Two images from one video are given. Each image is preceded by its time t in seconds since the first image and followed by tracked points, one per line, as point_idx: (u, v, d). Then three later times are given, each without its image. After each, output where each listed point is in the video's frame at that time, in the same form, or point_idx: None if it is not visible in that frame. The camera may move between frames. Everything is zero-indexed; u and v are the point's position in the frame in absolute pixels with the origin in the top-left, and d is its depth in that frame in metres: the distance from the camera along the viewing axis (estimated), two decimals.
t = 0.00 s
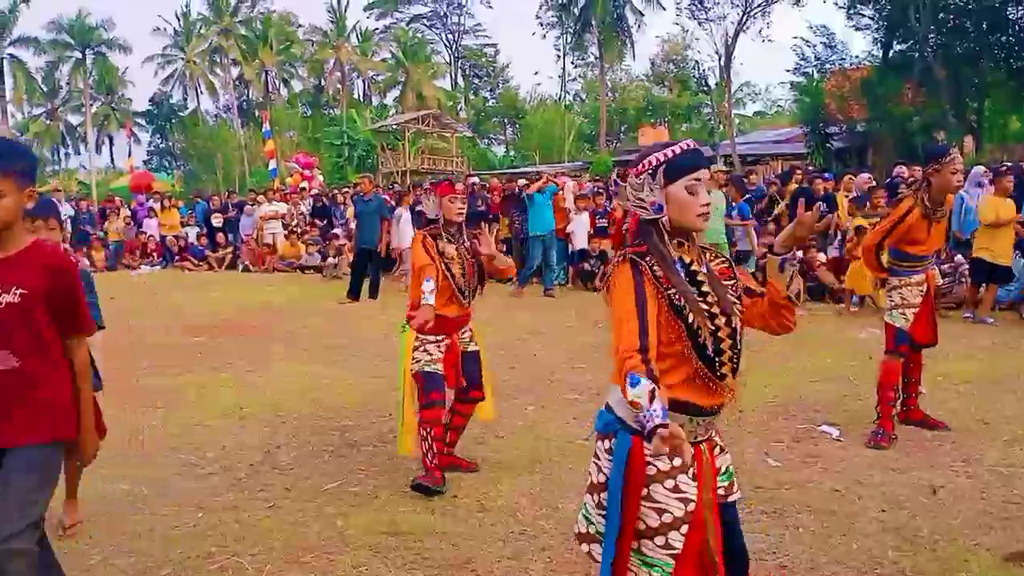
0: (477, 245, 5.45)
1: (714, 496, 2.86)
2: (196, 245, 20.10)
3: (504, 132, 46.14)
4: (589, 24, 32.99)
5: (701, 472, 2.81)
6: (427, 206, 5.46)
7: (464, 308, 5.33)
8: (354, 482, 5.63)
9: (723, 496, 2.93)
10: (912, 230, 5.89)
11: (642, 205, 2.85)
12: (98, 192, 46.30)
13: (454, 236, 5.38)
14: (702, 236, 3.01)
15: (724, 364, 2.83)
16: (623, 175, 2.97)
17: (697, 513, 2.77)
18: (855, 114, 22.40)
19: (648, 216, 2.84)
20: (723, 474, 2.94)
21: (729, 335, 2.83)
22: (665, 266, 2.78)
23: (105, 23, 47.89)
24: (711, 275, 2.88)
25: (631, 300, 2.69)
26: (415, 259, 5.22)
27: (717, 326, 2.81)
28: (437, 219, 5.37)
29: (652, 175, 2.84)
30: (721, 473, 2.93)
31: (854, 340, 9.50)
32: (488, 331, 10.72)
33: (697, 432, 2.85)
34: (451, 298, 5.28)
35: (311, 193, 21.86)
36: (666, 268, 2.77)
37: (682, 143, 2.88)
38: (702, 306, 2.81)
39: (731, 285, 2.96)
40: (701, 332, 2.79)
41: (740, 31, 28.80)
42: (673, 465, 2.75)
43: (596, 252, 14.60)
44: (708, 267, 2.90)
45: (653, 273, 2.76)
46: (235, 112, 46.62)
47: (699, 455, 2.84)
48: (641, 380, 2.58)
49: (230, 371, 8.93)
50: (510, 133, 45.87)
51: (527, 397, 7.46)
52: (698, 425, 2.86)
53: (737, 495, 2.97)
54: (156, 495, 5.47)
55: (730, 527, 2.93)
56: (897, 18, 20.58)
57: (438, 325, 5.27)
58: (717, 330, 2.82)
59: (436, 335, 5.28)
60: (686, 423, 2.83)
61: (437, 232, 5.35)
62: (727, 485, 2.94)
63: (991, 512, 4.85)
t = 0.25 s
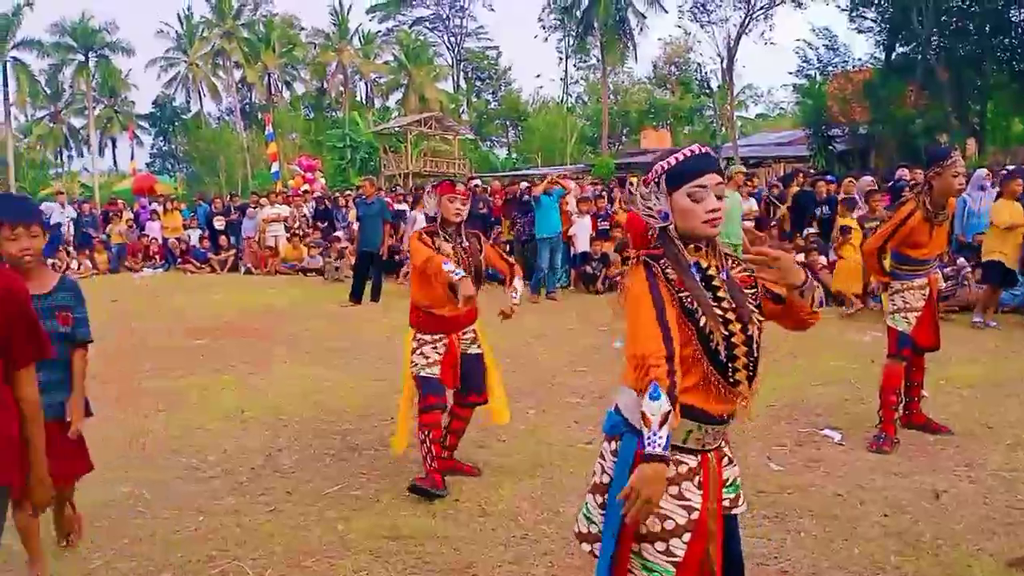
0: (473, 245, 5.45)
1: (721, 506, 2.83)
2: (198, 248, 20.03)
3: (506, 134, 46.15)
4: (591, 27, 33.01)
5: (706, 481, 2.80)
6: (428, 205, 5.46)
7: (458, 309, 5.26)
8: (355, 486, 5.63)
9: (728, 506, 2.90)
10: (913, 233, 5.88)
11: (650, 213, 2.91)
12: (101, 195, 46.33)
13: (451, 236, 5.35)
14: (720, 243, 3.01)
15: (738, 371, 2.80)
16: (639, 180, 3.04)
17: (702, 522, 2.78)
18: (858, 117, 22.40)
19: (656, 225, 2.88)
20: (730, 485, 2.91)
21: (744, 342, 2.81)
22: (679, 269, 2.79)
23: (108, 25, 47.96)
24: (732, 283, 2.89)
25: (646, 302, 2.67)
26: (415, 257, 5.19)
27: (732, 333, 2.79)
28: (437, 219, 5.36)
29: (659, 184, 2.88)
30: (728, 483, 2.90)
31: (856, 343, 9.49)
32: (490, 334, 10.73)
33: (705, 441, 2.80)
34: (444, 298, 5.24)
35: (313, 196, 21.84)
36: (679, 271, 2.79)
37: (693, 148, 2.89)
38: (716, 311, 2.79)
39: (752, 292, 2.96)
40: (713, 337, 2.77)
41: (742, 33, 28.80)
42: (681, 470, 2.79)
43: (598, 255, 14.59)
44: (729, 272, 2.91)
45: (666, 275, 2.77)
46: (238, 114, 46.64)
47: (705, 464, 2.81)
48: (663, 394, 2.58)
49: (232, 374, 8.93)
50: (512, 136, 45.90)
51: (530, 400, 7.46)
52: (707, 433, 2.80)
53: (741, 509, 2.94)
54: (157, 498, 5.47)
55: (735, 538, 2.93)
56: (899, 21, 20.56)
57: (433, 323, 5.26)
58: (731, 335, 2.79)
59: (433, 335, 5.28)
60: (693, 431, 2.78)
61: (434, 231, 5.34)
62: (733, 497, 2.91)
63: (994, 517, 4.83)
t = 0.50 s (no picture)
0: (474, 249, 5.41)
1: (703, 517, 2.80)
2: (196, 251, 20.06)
3: (505, 138, 46.17)
4: (590, 31, 33.05)
5: (686, 493, 2.77)
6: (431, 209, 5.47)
7: (453, 312, 5.30)
8: (353, 490, 5.63)
9: (712, 514, 2.91)
10: (911, 238, 5.88)
11: (642, 217, 2.90)
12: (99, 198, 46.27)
13: (450, 241, 5.32)
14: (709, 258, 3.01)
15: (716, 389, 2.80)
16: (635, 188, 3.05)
17: (683, 533, 2.75)
18: (856, 121, 22.44)
19: (647, 232, 2.88)
20: (713, 492, 2.92)
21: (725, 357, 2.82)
22: (666, 280, 2.79)
23: (107, 29, 47.94)
24: (718, 299, 2.91)
25: (635, 310, 2.66)
26: (414, 263, 5.16)
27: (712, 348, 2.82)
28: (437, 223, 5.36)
29: (656, 193, 2.89)
30: (709, 491, 2.91)
31: (854, 347, 9.50)
32: (488, 338, 10.73)
33: (683, 452, 2.78)
34: (437, 303, 5.26)
35: (312, 199, 21.83)
36: (667, 282, 2.78)
37: (688, 162, 2.89)
38: (698, 326, 2.82)
39: (734, 311, 2.97)
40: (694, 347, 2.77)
41: (740, 37, 28.83)
42: (656, 483, 2.77)
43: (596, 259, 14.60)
44: (714, 290, 2.92)
45: (655, 285, 2.76)
46: (237, 117, 46.61)
47: (683, 474, 2.79)
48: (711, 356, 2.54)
49: (230, 378, 8.93)
50: (511, 139, 45.95)
51: (528, 405, 7.46)
52: (683, 444, 2.78)
53: (730, 512, 2.95)
54: (154, 503, 5.45)
55: (722, 544, 2.91)
56: (898, 25, 20.59)
57: (428, 328, 5.28)
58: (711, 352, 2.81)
59: (427, 339, 5.28)
60: (669, 443, 2.76)
61: (433, 235, 5.33)
62: (718, 502, 2.92)
63: (992, 521, 4.84)
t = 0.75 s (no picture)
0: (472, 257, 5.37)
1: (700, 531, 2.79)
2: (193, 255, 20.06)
3: (501, 141, 46.25)
4: (586, 35, 33.11)
5: (683, 508, 2.76)
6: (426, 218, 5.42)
7: (455, 321, 5.31)
8: (349, 496, 5.62)
9: (712, 528, 2.88)
10: (906, 245, 5.90)
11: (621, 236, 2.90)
12: (95, 202, 46.23)
13: (448, 249, 5.27)
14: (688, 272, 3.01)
15: (702, 403, 2.78)
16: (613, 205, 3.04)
17: (681, 550, 2.72)
18: (851, 126, 22.52)
19: (626, 248, 2.88)
20: (713, 502, 2.90)
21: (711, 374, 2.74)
22: (645, 297, 2.78)
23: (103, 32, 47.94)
24: (698, 314, 2.91)
25: (613, 330, 2.69)
26: (417, 274, 5.10)
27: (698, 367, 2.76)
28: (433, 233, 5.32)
29: (636, 210, 2.88)
30: (708, 502, 2.89)
31: (850, 352, 9.52)
32: (484, 343, 10.74)
33: (677, 468, 2.78)
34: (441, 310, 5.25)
35: (309, 203, 21.84)
36: (646, 299, 2.77)
37: (666, 181, 2.88)
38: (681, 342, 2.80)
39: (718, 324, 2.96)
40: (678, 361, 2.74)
41: (736, 42, 28.91)
42: (653, 499, 2.76)
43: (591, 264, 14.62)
44: (693, 306, 2.93)
45: (634, 304, 2.76)
46: (233, 120, 46.63)
47: (679, 490, 2.78)
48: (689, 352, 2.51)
49: (226, 383, 8.92)
50: (507, 142, 46.04)
51: (524, 410, 7.47)
52: (677, 461, 2.78)
53: (735, 520, 2.92)
54: (149, 509, 5.44)
55: (730, 557, 2.85)
56: (893, 30, 20.65)
57: (421, 338, 5.28)
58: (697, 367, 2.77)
59: (422, 349, 5.29)
60: (663, 460, 2.76)
61: (432, 245, 5.26)
62: (719, 512, 2.90)
63: (987, 528, 4.85)
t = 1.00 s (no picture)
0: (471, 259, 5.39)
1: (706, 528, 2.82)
2: (185, 261, 20.04)
3: (494, 147, 46.31)
4: (578, 41, 33.16)
5: (691, 504, 2.78)
6: (421, 220, 5.43)
7: (455, 322, 5.32)
8: (342, 503, 5.61)
9: (715, 528, 2.94)
10: (899, 250, 5.91)
11: (622, 230, 2.86)
12: (87, 207, 46.11)
13: (446, 252, 5.25)
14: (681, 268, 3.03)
15: (710, 395, 2.75)
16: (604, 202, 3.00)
17: (689, 545, 2.75)
18: (842, 132, 22.63)
19: (628, 242, 2.85)
20: (716, 502, 2.96)
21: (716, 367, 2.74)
22: (646, 294, 2.76)
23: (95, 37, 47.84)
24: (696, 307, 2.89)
25: (619, 332, 2.69)
26: (419, 282, 5.15)
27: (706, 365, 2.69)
28: (431, 236, 5.31)
29: (635, 203, 2.86)
30: (712, 502, 2.95)
31: (843, 358, 9.55)
32: (477, 349, 10.74)
33: (687, 465, 2.79)
34: (445, 313, 5.27)
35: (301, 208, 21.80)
36: (647, 296, 2.76)
37: (662, 175, 2.89)
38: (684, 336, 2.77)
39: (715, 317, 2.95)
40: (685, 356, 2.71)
41: (728, 49, 29.01)
42: (664, 496, 2.77)
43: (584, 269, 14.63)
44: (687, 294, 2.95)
45: (635, 301, 2.74)
46: (225, 126, 46.56)
47: (688, 487, 2.79)
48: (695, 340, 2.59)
49: (219, 389, 8.90)
50: (500, 148, 46.10)
51: (517, 416, 7.47)
52: (687, 457, 2.79)
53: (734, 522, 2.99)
54: (141, 517, 5.41)
55: (721, 557, 2.94)
56: (884, 36, 20.75)
57: (419, 339, 5.28)
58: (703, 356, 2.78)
59: (426, 350, 5.26)
60: (674, 457, 2.77)
61: (430, 249, 5.24)
62: (721, 513, 2.96)
63: (980, 533, 4.86)
